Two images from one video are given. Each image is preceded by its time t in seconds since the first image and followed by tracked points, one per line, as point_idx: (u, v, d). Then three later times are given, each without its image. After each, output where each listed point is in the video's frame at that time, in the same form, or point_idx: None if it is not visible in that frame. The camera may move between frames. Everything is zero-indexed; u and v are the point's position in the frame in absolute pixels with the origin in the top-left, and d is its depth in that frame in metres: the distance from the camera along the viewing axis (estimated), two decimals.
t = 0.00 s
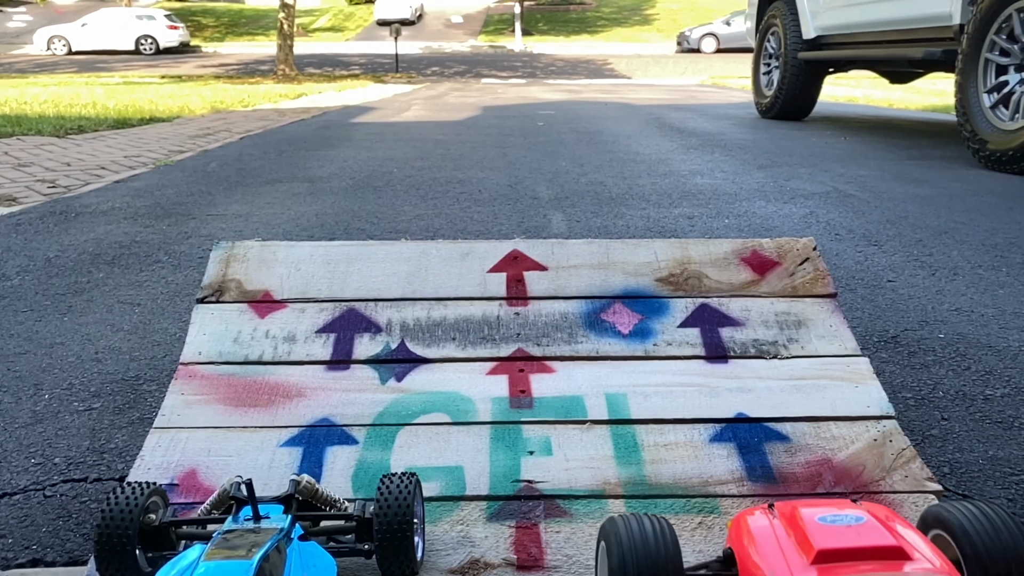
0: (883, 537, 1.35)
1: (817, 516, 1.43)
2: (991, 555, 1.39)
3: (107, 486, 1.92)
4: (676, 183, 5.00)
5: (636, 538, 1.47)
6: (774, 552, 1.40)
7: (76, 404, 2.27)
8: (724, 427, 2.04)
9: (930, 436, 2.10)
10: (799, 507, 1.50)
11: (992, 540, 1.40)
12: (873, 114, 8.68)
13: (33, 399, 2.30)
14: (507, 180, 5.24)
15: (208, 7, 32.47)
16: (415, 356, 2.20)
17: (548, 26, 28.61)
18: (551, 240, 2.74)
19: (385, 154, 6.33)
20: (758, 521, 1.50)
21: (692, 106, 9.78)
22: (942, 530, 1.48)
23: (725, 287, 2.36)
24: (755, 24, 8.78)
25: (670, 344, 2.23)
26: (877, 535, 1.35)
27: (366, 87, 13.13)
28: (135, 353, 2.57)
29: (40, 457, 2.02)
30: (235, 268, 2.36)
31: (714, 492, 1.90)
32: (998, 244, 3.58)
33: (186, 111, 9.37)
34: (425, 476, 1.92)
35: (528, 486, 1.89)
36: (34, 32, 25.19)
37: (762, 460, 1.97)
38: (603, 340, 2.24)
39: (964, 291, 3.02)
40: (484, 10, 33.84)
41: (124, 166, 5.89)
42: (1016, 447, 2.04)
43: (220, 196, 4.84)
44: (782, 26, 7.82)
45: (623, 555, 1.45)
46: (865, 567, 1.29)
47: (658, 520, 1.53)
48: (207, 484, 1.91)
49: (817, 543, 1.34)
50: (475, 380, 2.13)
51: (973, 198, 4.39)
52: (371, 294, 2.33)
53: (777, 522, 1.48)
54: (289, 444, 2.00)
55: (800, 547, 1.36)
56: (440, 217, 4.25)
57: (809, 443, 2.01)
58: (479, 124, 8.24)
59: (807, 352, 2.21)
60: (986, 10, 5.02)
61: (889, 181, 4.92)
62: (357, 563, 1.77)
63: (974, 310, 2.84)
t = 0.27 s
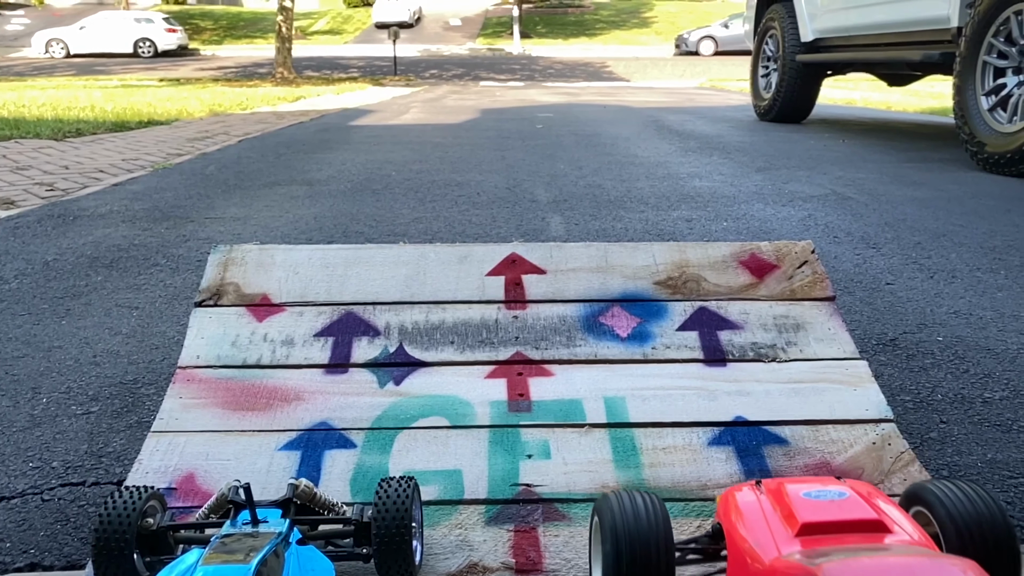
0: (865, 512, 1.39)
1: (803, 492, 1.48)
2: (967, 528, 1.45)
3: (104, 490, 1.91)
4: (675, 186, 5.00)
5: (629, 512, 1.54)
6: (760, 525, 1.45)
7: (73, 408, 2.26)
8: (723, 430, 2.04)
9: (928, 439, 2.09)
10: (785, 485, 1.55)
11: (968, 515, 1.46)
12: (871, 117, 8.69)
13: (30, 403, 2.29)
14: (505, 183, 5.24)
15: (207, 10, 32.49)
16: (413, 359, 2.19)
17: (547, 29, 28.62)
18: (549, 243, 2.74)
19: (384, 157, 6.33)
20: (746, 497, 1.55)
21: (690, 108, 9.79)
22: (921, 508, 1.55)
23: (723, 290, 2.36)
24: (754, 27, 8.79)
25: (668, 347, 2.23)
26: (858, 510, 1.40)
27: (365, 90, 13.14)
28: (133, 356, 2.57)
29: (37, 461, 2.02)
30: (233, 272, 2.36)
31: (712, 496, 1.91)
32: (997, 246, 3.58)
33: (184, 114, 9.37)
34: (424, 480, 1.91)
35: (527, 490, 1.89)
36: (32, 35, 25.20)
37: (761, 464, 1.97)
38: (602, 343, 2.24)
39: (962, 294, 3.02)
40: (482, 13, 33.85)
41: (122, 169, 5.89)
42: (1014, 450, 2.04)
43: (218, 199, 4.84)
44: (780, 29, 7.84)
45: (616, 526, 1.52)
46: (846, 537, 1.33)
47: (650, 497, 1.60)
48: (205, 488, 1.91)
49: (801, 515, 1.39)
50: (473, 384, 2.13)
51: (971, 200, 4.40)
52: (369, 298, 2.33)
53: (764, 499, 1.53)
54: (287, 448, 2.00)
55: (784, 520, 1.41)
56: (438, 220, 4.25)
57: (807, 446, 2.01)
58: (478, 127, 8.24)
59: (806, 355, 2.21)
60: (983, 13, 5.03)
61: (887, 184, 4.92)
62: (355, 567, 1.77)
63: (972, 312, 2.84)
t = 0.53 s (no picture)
0: (845, 479, 1.41)
1: (786, 461, 1.51)
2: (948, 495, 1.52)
3: (103, 490, 1.91)
4: (674, 185, 5.00)
5: (619, 482, 1.62)
6: (743, 493, 1.47)
7: (72, 408, 2.26)
8: (721, 430, 2.04)
9: (927, 438, 2.10)
10: (770, 456, 1.58)
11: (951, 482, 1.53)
12: (870, 115, 8.69)
13: (29, 403, 2.29)
14: (504, 182, 5.24)
15: (205, 9, 32.46)
16: (412, 359, 2.19)
17: (546, 28, 28.61)
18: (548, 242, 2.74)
19: (383, 155, 6.33)
20: (731, 467, 1.59)
21: (689, 107, 9.79)
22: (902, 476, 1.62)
23: (722, 289, 2.36)
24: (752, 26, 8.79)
25: (667, 346, 2.23)
26: (839, 477, 1.42)
27: (364, 89, 13.13)
28: (132, 356, 2.57)
29: (36, 461, 2.02)
30: (231, 271, 2.36)
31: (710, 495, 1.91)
32: (995, 245, 3.58)
33: (183, 113, 9.36)
34: (423, 480, 1.91)
35: (526, 490, 1.89)
36: (31, 34, 25.17)
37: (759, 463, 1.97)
38: (600, 343, 2.24)
39: (961, 292, 3.02)
40: (481, 12, 33.83)
41: (121, 168, 5.89)
42: (1013, 449, 2.04)
43: (217, 198, 4.84)
44: (779, 28, 7.84)
45: (606, 496, 1.60)
46: (824, 502, 1.35)
47: (641, 468, 1.67)
48: (204, 488, 1.91)
49: (782, 483, 1.41)
50: (472, 384, 2.13)
51: (970, 199, 4.40)
52: (368, 298, 2.33)
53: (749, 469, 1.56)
54: (286, 448, 2.00)
55: (767, 488, 1.43)
56: (437, 219, 4.25)
57: (806, 446, 2.01)
58: (477, 126, 8.24)
59: (805, 354, 2.21)
60: (982, 12, 5.04)
61: (886, 182, 4.92)
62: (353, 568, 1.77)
63: (971, 311, 2.84)
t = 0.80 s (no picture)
0: (827, 456, 1.47)
1: (771, 437, 1.57)
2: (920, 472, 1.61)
3: (102, 496, 1.91)
4: (672, 189, 5.00)
5: (610, 453, 1.67)
6: (729, 468, 1.54)
7: (70, 413, 2.26)
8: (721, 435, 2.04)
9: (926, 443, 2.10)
10: (757, 430, 1.64)
11: (920, 460, 1.62)
12: (868, 119, 8.71)
13: (27, 408, 2.29)
14: (503, 186, 5.25)
15: (204, 12, 32.50)
16: (410, 364, 2.19)
17: (545, 32, 28.65)
18: (547, 248, 2.74)
19: (382, 159, 6.34)
20: (719, 441, 1.65)
21: (688, 111, 9.80)
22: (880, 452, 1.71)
23: (721, 295, 2.36)
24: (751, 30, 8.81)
25: (666, 351, 2.23)
26: (821, 454, 1.47)
27: (363, 93, 13.14)
28: (130, 361, 2.57)
29: (34, 466, 2.01)
30: (230, 276, 2.36)
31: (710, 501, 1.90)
32: (994, 249, 3.59)
33: (182, 117, 9.36)
34: (422, 485, 1.90)
35: (525, 496, 1.88)
36: (30, 37, 25.18)
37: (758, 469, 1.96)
38: (600, 348, 2.24)
39: (960, 297, 3.02)
40: (480, 15, 33.87)
41: (120, 172, 5.89)
42: (1012, 454, 2.04)
43: (216, 202, 4.84)
44: (778, 32, 7.86)
45: (597, 467, 1.65)
46: (806, 478, 1.41)
47: (632, 442, 1.72)
48: (202, 493, 1.90)
49: (766, 459, 1.47)
50: (471, 389, 2.13)
51: (968, 203, 4.40)
52: (367, 303, 2.33)
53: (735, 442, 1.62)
54: (285, 453, 1.99)
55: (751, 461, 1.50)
56: (436, 223, 4.25)
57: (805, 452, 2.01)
58: (476, 129, 8.25)
59: (803, 360, 2.21)
60: (980, 16, 5.05)
61: (884, 186, 4.93)
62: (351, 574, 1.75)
63: (970, 316, 2.84)
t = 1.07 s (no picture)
0: (813, 435, 1.48)
1: (759, 413, 1.59)
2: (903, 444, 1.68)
3: (101, 500, 1.91)
4: (672, 192, 5.01)
5: (604, 422, 1.71)
6: (717, 443, 1.56)
7: (70, 417, 2.26)
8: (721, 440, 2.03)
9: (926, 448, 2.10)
10: (746, 404, 1.67)
11: (907, 433, 1.68)
12: (867, 123, 8.72)
13: (27, 412, 2.29)
14: (503, 189, 5.25)
15: (204, 14, 32.52)
16: (410, 369, 2.19)
17: (544, 35, 28.71)
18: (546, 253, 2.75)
19: (382, 163, 6.35)
20: (708, 415, 1.67)
21: (687, 114, 9.82)
22: (863, 425, 1.77)
23: (720, 300, 2.37)
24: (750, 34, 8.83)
25: (666, 356, 2.23)
26: (808, 432, 1.49)
27: (363, 96, 13.17)
28: (130, 365, 2.57)
29: (34, 471, 2.01)
30: (230, 281, 2.37)
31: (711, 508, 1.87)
32: (993, 253, 3.59)
33: (182, 120, 9.38)
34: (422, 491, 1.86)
35: (524, 501, 1.84)
36: (30, 40, 25.23)
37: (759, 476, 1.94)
38: (599, 353, 2.24)
39: (959, 301, 3.03)
40: (479, 19, 33.93)
41: (120, 176, 5.89)
42: (1012, 460, 2.04)
43: (215, 206, 4.84)
44: (777, 35, 7.87)
45: (591, 435, 1.69)
46: (792, 456, 1.42)
47: (624, 411, 1.76)
48: (202, 499, 1.88)
49: (753, 436, 1.48)
50: (471, 394, 2.13)
51: (968, 207, 4.41)
52: (367, 307, 2.33)
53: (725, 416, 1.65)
54: (284, 459, 1.97)
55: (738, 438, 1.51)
56: (436, 227, 4.25)
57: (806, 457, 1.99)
58: (476, 133, 8.26)
59: (802, 365, 2.21)
60: (979, 20, 5.06)
61: (884, 190, 4.93)
62: None
63: (969, 320, 2.85)
